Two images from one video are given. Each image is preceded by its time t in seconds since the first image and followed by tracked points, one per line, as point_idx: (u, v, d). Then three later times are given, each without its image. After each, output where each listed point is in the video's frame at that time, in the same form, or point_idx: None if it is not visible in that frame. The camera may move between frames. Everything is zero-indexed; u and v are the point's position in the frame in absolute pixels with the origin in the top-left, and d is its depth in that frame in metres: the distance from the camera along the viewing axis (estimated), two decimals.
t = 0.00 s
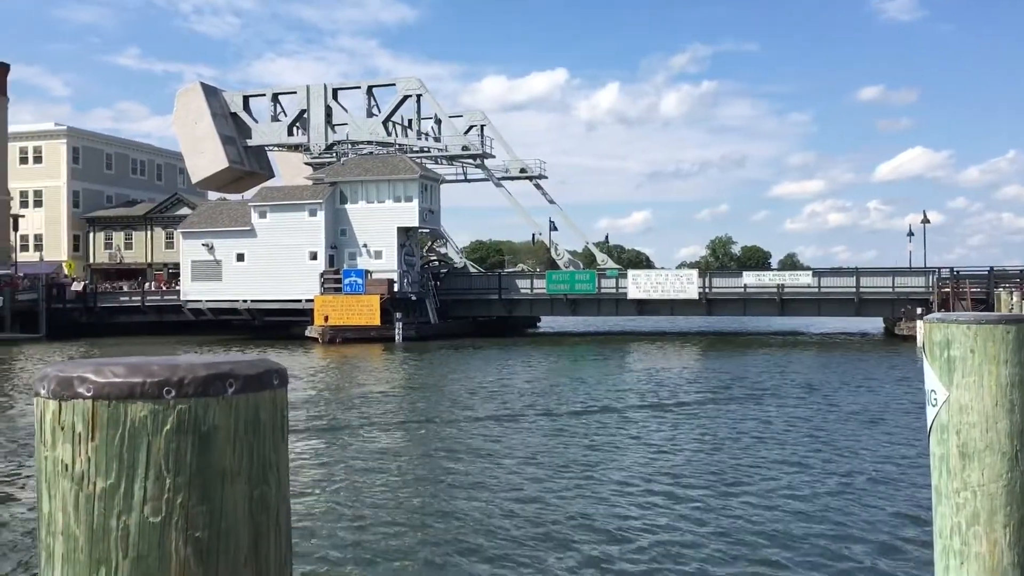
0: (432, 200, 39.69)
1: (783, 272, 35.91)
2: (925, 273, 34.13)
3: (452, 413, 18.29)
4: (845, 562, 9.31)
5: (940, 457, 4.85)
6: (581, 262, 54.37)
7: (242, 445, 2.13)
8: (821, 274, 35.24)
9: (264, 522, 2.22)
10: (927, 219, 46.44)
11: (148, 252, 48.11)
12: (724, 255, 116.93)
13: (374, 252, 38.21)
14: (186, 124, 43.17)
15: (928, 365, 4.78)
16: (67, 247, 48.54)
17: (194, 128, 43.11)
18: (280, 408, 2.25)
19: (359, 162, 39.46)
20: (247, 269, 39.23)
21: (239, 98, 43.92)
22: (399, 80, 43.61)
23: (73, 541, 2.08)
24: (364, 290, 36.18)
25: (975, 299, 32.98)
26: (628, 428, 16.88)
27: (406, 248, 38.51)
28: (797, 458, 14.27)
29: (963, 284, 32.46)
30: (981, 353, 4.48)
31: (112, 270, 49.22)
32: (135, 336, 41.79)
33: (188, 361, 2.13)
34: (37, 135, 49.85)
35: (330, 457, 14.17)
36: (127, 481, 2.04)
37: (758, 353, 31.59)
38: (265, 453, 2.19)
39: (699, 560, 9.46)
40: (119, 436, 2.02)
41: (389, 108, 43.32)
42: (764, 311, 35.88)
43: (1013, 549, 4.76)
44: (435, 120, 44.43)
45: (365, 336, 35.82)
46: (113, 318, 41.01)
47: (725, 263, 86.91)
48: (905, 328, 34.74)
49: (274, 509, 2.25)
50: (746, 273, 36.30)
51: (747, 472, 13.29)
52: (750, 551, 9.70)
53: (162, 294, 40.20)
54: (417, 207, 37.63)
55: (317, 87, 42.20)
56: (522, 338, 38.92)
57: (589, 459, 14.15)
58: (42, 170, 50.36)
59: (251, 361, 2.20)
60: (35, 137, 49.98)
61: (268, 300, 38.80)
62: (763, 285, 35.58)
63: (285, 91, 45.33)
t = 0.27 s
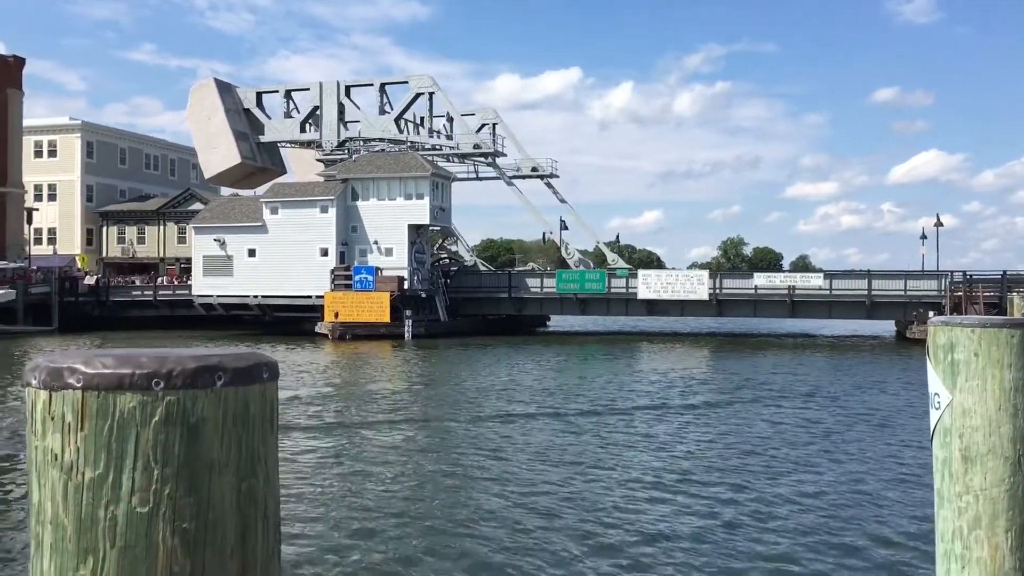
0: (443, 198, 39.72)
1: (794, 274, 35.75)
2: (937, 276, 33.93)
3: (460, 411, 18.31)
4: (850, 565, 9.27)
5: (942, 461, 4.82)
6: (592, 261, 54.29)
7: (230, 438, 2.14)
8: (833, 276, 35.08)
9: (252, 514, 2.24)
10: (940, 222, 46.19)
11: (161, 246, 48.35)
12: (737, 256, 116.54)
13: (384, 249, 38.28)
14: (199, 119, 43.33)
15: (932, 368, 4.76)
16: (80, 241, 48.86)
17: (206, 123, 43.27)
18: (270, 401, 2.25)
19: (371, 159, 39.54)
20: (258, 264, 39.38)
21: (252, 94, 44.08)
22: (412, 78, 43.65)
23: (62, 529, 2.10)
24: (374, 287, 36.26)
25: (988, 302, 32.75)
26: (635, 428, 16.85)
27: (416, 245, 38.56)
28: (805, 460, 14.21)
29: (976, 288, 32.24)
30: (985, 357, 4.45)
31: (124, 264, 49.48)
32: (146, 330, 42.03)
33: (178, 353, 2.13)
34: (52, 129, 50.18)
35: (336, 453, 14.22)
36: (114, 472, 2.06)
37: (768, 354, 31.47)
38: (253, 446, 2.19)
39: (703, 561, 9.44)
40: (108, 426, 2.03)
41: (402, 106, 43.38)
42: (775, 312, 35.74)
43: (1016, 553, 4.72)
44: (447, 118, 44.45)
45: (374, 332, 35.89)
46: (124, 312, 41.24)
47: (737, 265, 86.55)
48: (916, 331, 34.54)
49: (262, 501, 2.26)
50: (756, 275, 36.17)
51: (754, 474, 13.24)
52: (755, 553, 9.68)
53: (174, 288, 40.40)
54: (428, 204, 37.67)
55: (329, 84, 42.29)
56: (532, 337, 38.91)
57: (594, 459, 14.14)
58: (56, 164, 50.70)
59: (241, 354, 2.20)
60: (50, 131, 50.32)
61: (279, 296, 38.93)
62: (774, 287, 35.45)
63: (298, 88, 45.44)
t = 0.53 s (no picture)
0: (445, 203, 39.76)
1: (796, 284, 35.74)
2: (939, 288, 33.91)
3: (460, 417, 18.29)
4: None
5: (938, 471, 4.81)
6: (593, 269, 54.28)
7: (216, 434, 2.14)
8: (834, 286, 35.07)
9: (237, 511, 2.23)
10: (942, 235, 46.23)
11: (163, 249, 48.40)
12: (738, 265, 116.52)
13: (386, 254, 38.30)
14: (203, 122, 43.41)
15: (929, 378, 4.74)
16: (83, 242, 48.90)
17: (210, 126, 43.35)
18: (257, 399, 2.25)
19: (374, 164, 39.61)
20: (259, 268, 39.41)
21: (256, 98, 44.18)
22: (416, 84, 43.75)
23: (47, 524, 2.10)
24: (376, 292, 36.29)
25: (989, 315, 32.74)
26: (634, 436, 16.82)
27: (418, 250, 38.59)
28: (804, 470, 14.19)
29: (977, 300, 32.23)
30: (981, 367, 4.43)
31: (126, 266, 49.52)
32: (147, 332, 42.03)
33: (165, 348, 2.13)
34: (56, 130, 50.27)
35: (335, 457, 14.20)
36: (99, 467, 2.06)
37: (769, 364, 31.44)
38: (240, 444, 2.19)
39: (701, 569, 9.42)
40: (93, 421, 2.03)
41: (406, 111, 43.46)
42: (776, 322, 35.72)
43: (1011, 564, 4.69)
44: (451, 124, 44.52)
45: (375, 337, 35.89)
46: (126, 314, 41.26)
47: (738, 274, 86.50)
48: (917, 343, 34.52)
49: (248, 498, 2.26)
50: (758, 284, 36.16)
51: (753, 483, 13.22)
52: (753, 561, 9.66)
53: (175, 291, 40.43)
54: (430, 210, 37.71)
55: (334, 89, 42.38)
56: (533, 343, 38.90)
57: (593, 467, 14.10)
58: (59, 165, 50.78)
59: (229, 351, 2.20)
60: (54, 132, 50.42)
61: (280, 300, 38.95)
62: (775, 297, 35.45)
63: (302, 92, 45.52)
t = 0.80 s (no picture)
0: (448, 211, 39.79)
1: (797, 294, 35.71)
2: (941, 299, 33.87)
3: (461, 424, 18.27)
4: None
5: (938, 482, 4.80)
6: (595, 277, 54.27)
7: (215, 437, 2.14)
8: (836, 296, 35.03)
9: (236, 515, 2.23)
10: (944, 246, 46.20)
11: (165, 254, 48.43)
12: (740, 274, 116.58)
13: (388, 261, 38.32)
14: (206, 128, 43.49)
15: (929, 388, 4.73)
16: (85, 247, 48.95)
17: (214, 132, 43.44)
18: (256, 404, 2.25)
19: (377, 170, 39.66)
20: (261, 274, 39.43)
21: (259, 104, 44.27)
22: (419, 91, 43.84)
23: (44, 527, 2.10)
24: (377, 299, 36.29)
25: (991, 326, 32.69)
26: (635, 444, 16.77)
27: (420, 258, 38.60)
28: (806, 480, 14.16)
29: (979, 311, 32.19)
30: (982, 377, 4.42)
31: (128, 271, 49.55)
32: (148, 337, 42.03)
33: (165, 352, 2.13)
34: (60, 135, 50.37)
35: (334, 464, 14.17)
36: (98, 470, 2.06)
37: (770, 374, 31.38)
38: (239, 448, 2.19)
39: None
40: (92, 424, 2.03)
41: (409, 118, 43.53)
42: (777, 332, 35.67)
43: None
44: (454, 132, 44.59)
45: (376, 344, 35.88)
46: (127, 319, 41.27)
47: (740, 284, 86.45)
48: (919, 353, 34.46)
49: (247, 502, 2.26)
50: (759, 293, 36.13)
51: (754, 493, 13.19)
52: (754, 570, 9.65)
53: (176, 296, 40.43)
54: (433, 217, 37.75)
55: (337, 96, 42.47)
56: (534, 351, 38.87)
57: (594, 475, 14.07)
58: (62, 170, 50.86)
59: (228, 356, 2.19)
60: (58, 137, 50.52)
61: (281, 306, 38.95)
62: (777, 306, 35.41)
63: (305, 99, 45.61)
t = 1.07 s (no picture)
0: (450, 216, 39.80)
1: (800, 299, 35.66)
2: (944, 304, 33.82)
3: (464, 430, 18.25)
4: None
5: (941, 488, 4.79)
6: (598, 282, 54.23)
7: (219, 445, 2.14)
8: (839, 301, 34.99)
9: (238, 522, 2.23)
10: (948, 251, 46.11)
11: (168, 259, 48.49)
12: (743, 280, 116.66)
13: (391, 265, 38.35)
14: (210, 133, 43.58)
15: (933, 394, 4.72)
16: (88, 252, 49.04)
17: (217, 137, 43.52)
18: (260, 410, 2.25)
19: (380, 175, 39.70)
20: (264, 279, 39.48)
21: (263, 109, 44.34)
22: (422, 96, 43.90)
23: (46, 534, 2.10)
24: (380, 304, 36.31)
25: (995, 331, 32.61)
26: (638, 450, 16.73)
27: (423, 263, 38.62)
28: (809, 485, 14.13)
29: (982, 316, 32.12)
30: (986, 384, 4.41)
31: (132, 276, 49.63)
32: (151, 342, 42.07)
33: (167, 359, 2.13)
34: (64, 141, 50.51)
35: (337, 469, 14.17)
36: (100, 477, 2.06)
37: (774, 379, 31.32)
38: (242, 455, 2.19)
39: None
40: (95, 432, 2.03)
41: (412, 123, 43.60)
42: (780, 337, 35.62)
43: None
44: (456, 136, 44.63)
45: (379, 349, 35.90)
46: (130, 324, 41.34)
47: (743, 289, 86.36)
48: (922, 358, 34.40)
49: (249, 508, 2.26)
50: (763, 298, 36.09)
51: (757, 498, 13.16)
52: None
53: (180, 301, 40.48)
54: (435, 222, 37.78)
55: (340, 101, 42.55)
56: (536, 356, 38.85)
57: (597, 480, 14.05)
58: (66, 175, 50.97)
59: (231, 362, 2.19)
60: (62, 142, 50.66)
61: (284, 311, 38.99)
62: (780, 311, 35.37)
63: (308, 104, 45.69)
